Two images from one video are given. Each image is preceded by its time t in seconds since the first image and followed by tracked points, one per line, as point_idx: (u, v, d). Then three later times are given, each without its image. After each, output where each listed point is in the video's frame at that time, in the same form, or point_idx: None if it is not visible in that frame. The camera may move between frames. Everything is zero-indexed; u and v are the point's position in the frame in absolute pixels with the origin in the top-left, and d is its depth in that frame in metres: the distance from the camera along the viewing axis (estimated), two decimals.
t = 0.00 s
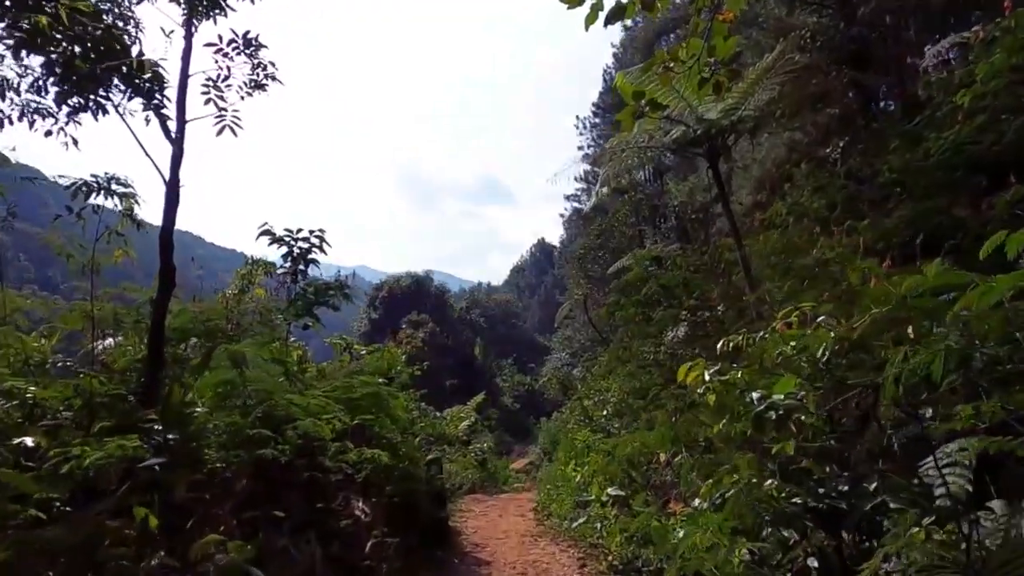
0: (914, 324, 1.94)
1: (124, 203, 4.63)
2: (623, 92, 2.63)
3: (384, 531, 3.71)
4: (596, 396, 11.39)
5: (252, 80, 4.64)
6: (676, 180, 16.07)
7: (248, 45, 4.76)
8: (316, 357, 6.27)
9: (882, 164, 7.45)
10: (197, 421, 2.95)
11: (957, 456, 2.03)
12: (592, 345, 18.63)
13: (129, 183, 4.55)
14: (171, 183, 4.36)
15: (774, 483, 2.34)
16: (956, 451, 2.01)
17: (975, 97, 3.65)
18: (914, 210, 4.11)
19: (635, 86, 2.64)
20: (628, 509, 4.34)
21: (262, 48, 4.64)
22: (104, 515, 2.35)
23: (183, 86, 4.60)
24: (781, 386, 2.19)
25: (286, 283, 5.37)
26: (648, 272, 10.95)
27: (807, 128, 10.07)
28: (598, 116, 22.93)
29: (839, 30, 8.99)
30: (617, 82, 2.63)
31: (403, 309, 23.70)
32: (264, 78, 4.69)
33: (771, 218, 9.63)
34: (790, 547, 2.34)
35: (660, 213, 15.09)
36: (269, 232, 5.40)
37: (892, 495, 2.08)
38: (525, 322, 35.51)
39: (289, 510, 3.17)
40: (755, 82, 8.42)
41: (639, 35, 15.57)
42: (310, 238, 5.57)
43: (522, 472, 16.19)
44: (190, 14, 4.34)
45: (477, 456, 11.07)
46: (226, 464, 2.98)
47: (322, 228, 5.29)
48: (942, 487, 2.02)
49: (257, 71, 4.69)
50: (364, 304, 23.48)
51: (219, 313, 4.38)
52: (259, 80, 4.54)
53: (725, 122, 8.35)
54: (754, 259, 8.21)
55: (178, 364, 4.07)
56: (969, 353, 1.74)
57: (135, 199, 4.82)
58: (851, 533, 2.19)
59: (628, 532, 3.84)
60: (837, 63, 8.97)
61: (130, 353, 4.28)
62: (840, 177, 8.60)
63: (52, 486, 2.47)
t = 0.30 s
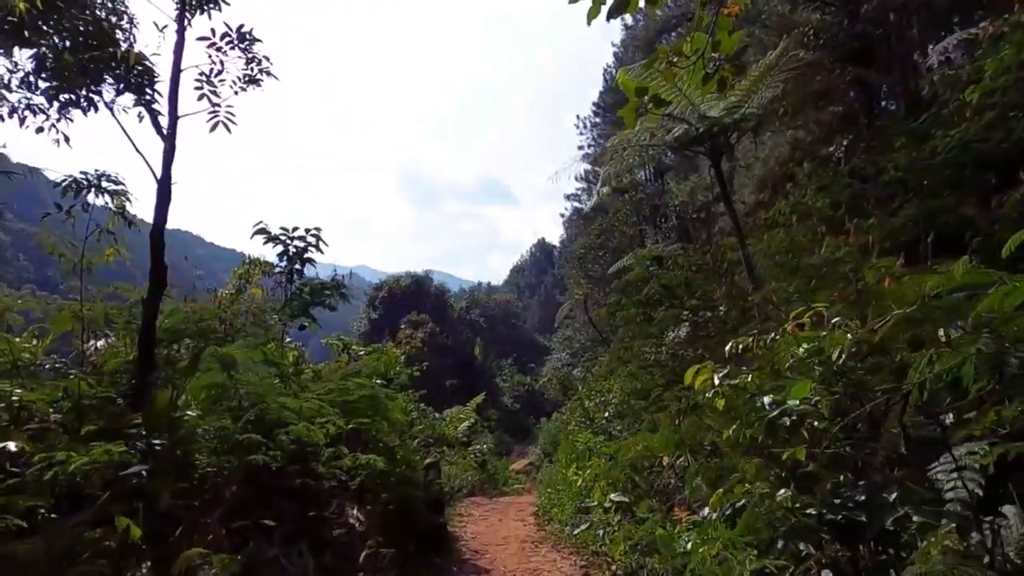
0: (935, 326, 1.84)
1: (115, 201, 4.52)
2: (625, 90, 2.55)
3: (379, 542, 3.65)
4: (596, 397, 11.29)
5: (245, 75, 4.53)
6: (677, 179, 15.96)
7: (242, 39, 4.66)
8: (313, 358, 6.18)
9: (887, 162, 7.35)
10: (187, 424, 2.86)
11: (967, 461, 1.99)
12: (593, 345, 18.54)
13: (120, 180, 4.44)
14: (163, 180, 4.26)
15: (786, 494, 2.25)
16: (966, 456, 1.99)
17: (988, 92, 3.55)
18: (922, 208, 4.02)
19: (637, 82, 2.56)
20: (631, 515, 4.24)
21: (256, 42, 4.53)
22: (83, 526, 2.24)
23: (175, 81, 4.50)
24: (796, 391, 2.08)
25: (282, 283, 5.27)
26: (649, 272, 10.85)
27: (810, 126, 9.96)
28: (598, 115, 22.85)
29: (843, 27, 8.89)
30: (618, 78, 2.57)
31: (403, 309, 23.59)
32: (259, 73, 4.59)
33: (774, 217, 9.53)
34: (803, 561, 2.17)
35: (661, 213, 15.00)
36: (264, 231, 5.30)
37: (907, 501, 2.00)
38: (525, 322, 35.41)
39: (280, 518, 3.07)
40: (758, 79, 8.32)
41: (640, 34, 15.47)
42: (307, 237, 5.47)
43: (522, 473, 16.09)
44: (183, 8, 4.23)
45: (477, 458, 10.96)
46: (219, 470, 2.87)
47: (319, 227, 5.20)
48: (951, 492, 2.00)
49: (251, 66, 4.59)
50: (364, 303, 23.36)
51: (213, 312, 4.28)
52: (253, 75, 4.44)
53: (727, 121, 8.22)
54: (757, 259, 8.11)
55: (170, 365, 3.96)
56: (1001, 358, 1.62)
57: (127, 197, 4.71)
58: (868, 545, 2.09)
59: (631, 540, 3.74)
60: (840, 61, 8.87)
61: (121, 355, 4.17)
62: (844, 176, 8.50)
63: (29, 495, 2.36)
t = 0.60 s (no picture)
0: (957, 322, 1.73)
1: (107, 196, 4.44)
2: (626, 85, 2.50)
3: (375, 545, 3.58)
4: (597, 397, 11.20)
5: (239, 67, 4.44)
6: (678, 177, 15.86)
7: (236, 31, 4.55)
8: (310, 357, 6.08)
9: (892, 159, 7.25)
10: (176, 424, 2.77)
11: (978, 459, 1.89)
12: (593, 345, 18.47)
13: (111, 175, 4.35)
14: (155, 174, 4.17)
15: (799, 496, 2.14)
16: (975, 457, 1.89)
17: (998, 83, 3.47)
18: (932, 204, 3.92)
19: (639, 76, 2.51)
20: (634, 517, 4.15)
21: (250, 34, 4.44)
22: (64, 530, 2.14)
23: (168, 73, 4.40)
24: (809, 390, 1.98)
25: (278, 280, 5.18)
26: (650, 271, 10.75)
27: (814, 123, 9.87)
28: (599, 114, 22.78)
29: (847, 23, 8.80)
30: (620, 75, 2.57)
31: (402, 308, 23.48)
32: (253, 65, 4.50)
33: (776, 215, 9.43)
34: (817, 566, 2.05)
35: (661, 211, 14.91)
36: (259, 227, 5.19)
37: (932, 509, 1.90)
38: (525, 321, 35.30)
39: (272, 521, 2.98)
40: (761, 75, 8.23)
41: (641, 32, 15.36)
42: (303, 233, 5.38)
43: (522, 473, 15.99)
44: None
45: (477, 458, 10.86)
46: (210, 470, 2.79)
47: (316, 223, 5.10)
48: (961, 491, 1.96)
49: (245, 58, 4.49)
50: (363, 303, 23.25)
51: (207, 308, 4.19)
52: (247, 67, 4.35)
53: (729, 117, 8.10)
54: (760, 257, 8.01)
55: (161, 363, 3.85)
56: None
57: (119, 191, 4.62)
58: (885, 551, 1.98)
59: (635, 544, 3.64)
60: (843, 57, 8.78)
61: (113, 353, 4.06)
62: (848, 172, 8.40)
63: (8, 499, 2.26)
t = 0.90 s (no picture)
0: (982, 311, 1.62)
1: (95, 187, 4.33)
2: (628, 75, 2.41)
3: (365, 548, 3.44)
4: (597, 396, 11.08)
5: (230, 56, 4.32)
6: (678, 174, 15.74)
7: (227, 18, 4.43)
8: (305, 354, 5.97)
9: (897, 153, 7.14)
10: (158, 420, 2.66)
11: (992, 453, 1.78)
12: (593, 343, 18.35)
13: (99, 165, 4.24)
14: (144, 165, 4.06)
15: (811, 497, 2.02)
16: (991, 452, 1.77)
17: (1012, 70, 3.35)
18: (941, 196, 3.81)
19: (641, 66, 2.43)
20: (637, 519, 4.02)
21: (241, 21, 4.32)
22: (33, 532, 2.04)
23: (157, 62, 4.28)
24: (824, 384, 1.86)
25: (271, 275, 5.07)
26: (651, 268, 10.64)
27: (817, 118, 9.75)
28: (599, 111, 22.64)
29: (850, 17, 8.68)
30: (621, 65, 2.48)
31: (401, 306, 23.39)
32: (245, 53, 4.38)
33: (779, 212, 9.31)
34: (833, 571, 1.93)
35: (662, 209, 14.80)
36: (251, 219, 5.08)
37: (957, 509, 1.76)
38: (525, 319, 35.19)
39: (259, 522, 2.86)
40: (763, 69, 8.11)
41: (641, 28, 15.23)
42: (297, 226, 5.26)
43: (521, 471, 15.89)
44: None
45: (475, 456, 10.75)
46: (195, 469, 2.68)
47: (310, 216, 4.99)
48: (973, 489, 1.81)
49: (236, 46, 4.38)
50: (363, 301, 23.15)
51: (196, 300, 4.08)
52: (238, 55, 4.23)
53: (731, 111, 7.97)
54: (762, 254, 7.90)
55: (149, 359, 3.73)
56: None
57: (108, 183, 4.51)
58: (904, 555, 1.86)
59: (636, 546, 3.53)
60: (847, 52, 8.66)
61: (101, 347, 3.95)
62: (851, 168, 8.29)
63: None
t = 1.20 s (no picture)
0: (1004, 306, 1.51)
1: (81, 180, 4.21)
2: (628, 65, 2.35)
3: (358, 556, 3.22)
4: (597, 395, 10.96)
5: (220, 45, 4.20)
6: (679, 172, 15.61)
7: (216, 6, 4.31)
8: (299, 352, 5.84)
9: (901, 149, 7.02)
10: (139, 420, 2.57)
11: (1006, 454, 1.84)
12: (593, 342, 18.23)
13: (85, 158, 4.12)
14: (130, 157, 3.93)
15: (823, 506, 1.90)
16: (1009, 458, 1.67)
17: None
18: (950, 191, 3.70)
19: (642, 56, 2.37)
20: (638, 523, 3.90)
21: (232, 9, 4.19)
22: None
23: (144, 51, 4.16)
24: (841, 385, 1.74)
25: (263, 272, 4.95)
26: (651, 266, 10.52)
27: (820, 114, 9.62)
28: (600, 109, 22.52)
29: (853, 11, 8.56)
30: (620, 57, 2.40)
31: (400, 305, 23.25)
32: (235, 43, 4.26)
33: (781, 209, 9.19)
34: None
35: (663, 206, 14.68)
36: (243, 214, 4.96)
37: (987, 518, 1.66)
38: (525, 318, 35.06)
39: (242, 528, 2.74)
40: (766, 64, 7.98)
41: (642, 24, 15.10)
42: (290, 222, 5.14)
43: (521, 471, 15.76)
44: None
45: (473, 456, 10.63)
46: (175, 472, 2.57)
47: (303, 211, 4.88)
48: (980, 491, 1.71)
49: (226, 36, 4.25)
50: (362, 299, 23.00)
51: (184, 296, 3.95)
52: (228, 44, 4.11)
53: (734, 106, 7.84)
54: (765, 251, 7.78)
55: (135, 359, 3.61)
56: None
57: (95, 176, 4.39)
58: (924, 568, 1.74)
59: (637, 553, 3.41)
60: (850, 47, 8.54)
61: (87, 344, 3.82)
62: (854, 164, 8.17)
63: None
